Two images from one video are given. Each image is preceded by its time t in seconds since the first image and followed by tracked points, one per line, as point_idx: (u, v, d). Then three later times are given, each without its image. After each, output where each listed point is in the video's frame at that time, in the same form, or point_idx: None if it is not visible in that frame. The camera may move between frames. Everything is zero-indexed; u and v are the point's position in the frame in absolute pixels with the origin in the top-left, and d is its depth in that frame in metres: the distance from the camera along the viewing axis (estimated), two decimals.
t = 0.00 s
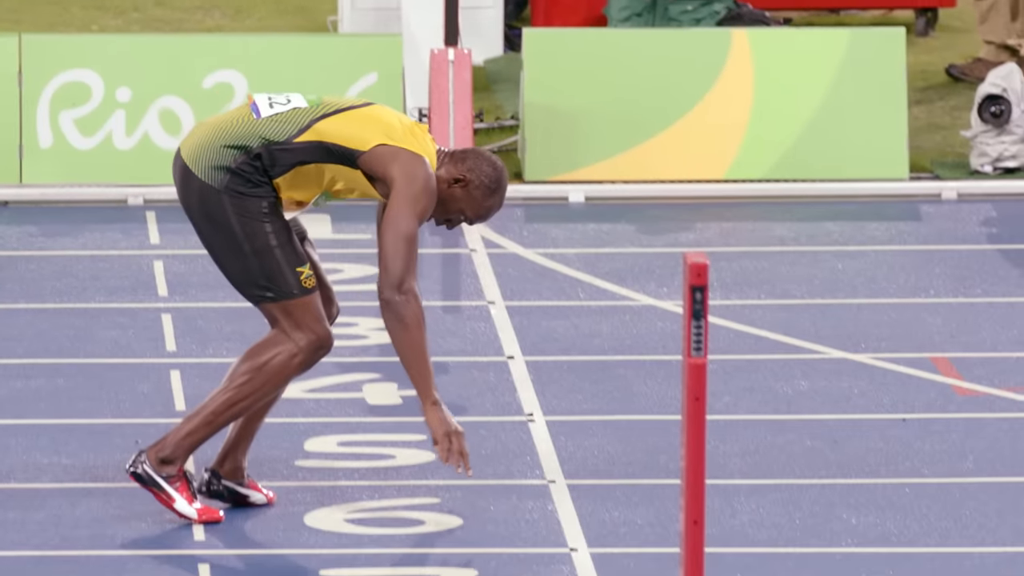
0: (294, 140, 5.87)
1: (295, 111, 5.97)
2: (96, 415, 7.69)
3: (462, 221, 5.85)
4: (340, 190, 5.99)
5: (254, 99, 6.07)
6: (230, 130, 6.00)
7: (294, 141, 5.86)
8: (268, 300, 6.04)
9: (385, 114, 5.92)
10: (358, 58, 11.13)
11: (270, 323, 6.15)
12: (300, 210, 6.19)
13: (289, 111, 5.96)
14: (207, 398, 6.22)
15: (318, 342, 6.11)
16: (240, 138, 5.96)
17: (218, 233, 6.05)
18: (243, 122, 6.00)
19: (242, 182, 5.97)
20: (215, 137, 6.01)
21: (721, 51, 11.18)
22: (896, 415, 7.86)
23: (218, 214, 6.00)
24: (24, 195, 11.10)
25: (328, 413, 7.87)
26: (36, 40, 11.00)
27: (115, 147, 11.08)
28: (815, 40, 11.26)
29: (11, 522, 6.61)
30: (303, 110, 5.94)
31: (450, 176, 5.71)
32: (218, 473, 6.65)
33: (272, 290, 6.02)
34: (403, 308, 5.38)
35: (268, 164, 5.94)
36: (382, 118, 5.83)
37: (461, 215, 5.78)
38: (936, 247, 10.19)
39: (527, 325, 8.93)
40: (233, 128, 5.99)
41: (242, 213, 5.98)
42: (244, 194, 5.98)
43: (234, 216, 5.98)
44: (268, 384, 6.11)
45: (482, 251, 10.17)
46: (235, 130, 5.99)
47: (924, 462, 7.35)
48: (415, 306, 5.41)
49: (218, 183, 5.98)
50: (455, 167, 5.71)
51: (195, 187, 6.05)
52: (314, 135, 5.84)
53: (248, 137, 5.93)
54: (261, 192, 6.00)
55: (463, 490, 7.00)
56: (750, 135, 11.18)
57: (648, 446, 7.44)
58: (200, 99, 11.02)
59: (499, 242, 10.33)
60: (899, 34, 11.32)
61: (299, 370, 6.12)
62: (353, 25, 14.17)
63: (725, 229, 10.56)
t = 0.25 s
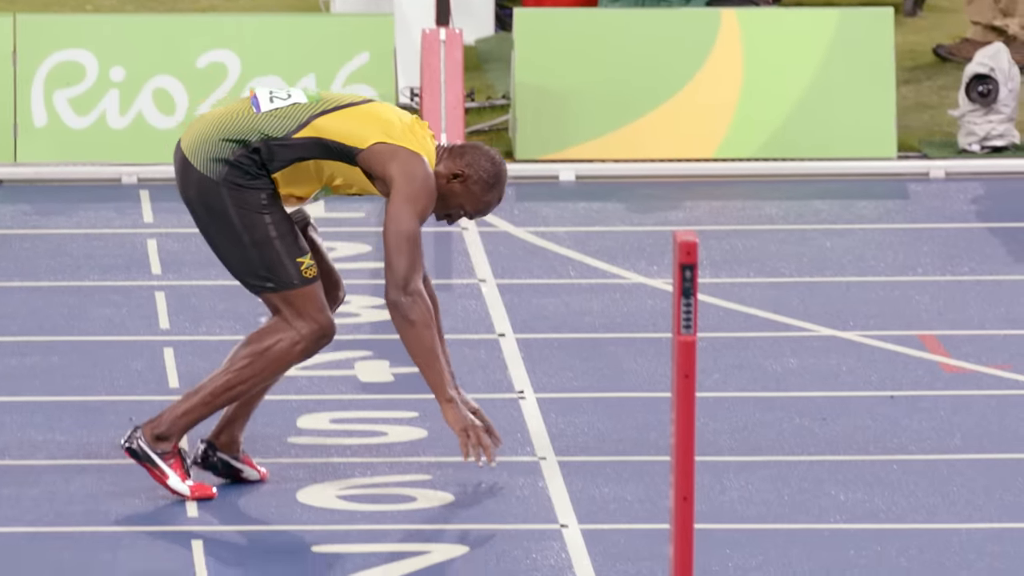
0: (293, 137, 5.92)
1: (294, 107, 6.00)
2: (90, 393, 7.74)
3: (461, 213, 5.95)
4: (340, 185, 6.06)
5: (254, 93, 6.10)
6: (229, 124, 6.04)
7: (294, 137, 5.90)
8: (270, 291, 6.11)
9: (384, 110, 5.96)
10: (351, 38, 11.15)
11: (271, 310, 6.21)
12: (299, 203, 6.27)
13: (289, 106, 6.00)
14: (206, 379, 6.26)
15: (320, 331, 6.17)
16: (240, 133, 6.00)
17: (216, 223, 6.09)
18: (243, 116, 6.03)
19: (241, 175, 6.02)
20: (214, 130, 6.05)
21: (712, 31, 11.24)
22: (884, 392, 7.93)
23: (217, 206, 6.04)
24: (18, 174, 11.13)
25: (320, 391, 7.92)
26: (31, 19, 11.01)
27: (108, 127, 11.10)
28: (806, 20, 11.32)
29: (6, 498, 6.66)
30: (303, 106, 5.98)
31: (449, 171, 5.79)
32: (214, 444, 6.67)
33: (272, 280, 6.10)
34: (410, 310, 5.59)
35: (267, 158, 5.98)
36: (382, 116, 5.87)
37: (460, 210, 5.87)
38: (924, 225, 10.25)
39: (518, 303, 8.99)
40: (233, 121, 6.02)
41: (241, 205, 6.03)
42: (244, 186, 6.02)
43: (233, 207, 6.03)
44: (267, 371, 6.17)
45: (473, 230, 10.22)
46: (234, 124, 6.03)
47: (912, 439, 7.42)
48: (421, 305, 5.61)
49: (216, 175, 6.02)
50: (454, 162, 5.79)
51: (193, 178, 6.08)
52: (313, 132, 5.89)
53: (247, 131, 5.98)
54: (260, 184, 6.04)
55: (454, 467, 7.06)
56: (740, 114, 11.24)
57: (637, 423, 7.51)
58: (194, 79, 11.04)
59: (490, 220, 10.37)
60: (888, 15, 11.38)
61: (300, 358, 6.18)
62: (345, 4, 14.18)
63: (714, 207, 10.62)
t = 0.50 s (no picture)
0: (293, 137, 6.01)
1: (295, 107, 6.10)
2: (81, 374, 7.79)
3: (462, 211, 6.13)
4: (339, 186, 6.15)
5: (255, 92, 6.20)
6: (230, 121, 6.12)
7: (294, 136, 6.00)
8: (272, 285, 6.18)
9: (385, 112, 6.09)
10: (340, 21, 11.19)
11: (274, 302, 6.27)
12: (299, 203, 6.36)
13: (289, 106, 6.10)
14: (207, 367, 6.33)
15: (323, 326, 6.22)
16: (240, 131, 6.09)
17: (217, 219, 6.16)
18: (243, 114, 6.12)
19: (241, 171, 6.09)
20: (215, 127, 6.13)
21: (698, 13, 11.26)
22: (868, 373, 8.01)
23: (218, 202, 6.11)
24: (10, 156, 11.17)
25: (310, 372, 7.99)
26: (22, 3, 11.04)
27: (99, 110, 11.14)
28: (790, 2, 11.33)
29: None
30: (303, 107, 6.08)
31: (449, 171, 5.97)
32: (208, 419, 6.72)
33: (273, 274, 6.16)
34: (412, 314, 5.81)
35: (266, 156, 6.06)
36: (382, 120, 6.01)
37: (460, 208, 6.06)
38: (909, 207, 10.32)
39: (505, 285, 9.05)
40: (234, 119, 6.11)
41: (242, 201, 6.10)
42: (244, 182, 6.09)
43: (233, 203, 6.10)
44: (269, 361, 6.22)
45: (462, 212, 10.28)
46: (235, 122, 6.11)
47: (896, 420, 7.49)
48: (424, 309, 5.83)
49: (216, 172, 6.09)
50: (454, 162, 5.97)
51: (194, 175, 6.16)
52: (313, 133, 5.99)
53: (248, 129, 6.06)
54: (260, 180, 6.11)
55: (442, 447, 7.13)
56: (725, 96, 11.29)
57: (624, 404, 7.58)
58: (184, 62, 11.08)
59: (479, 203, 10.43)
60: None
61: (303, 350, 6.23)
62: None
63: (700, 190, 10.68)
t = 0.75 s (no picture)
0: (298, 136, 6.16)
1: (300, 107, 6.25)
2: (71, 357, 7.81)
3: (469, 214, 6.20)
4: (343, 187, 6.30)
5: (262, 91, 6.35)
6: (236, 119, 6.27)
7: (299, 137, 6.15)
8: (276, 281, 6.35)
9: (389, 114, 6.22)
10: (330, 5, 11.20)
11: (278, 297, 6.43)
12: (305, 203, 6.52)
13: (294, 106, 6.25)
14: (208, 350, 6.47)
15: (326, 322, 6.39)
16: (245, 129, 6.23)
17: (221, 215, 6.33)
18: (249, 113, 6.27)
19: (246, 169, 6.25)
20: (221, 125, 6.28)
21: None
22: (855, 356, 8.05)
23: (223, 200, 6.28)
24: None
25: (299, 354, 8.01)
26: None
27: (89, 94, 11.14)
28: None
29: None
30: (309, 107, 6.23)
31: (453, 172, 6.05)
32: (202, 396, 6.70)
33: (278, 272, 6.33)
34: (414, 321, 5.84)
35: (271, 156, 6.22)
36: (386, 120, 6.13)
37: (465, 209, 6.13)
38: (896, 191, 10.35)
39: (493, 268, 9.08)
40: (239, 118, 6.26)
41: (246, 198, 6.26)
42: (248, 180, 6.25)
43: (238, 200, 6.26)
44: (272, 352, 6.39)
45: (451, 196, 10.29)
46: (241, 120, 6.26)
47: (883, 402, 7.53)
48: (426, 315, 5.86)
49: (222, 169, 6.26)
50: (457, 163, 6.05)
51: (200, 173, 6.33)
52: (317, 133, 6.14)
53: (254, 128, 6.22)
54: (264, 178, 6.27)
55: (431, 430, 7.17)
56: (713, 80, 11.31)
57: (611, 386, 7.61)
58: (174, 46, 11.08)
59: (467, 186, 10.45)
60: None
61: (305, 345, 6.40)
62: None
63: (688, 173, 10.71)
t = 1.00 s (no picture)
0: (309, 141, 6.17)
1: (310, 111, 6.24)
2: (61, 343, 7.81)
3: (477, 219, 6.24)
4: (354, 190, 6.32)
5: (273, 93, 6.33)
6: (246, 122, 6.26)
7: (310, 142, 6.16)
8: (282, 285, 6.32)
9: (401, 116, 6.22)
10: None
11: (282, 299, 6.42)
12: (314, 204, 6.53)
13: (305, 109, 6.24)
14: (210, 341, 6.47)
15: (330, 327, 6.38)
16: (256, 132, 6.23)
17: (229, 217, 6.31)
18: (259, 116, 6.26)
19: (255, 172, 6.24)
20: (231, 126, 6.27)
21: None
22: (846, 342, 8.06)
23: (231, 202, 6.27)
24: None
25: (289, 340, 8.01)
26: None
27: (79, 80, 11.11)
28: None
29: None
30: (319, 112, 6.22)
31: (462, 177, 6.08)
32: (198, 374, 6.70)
33: (284, 276, 6.31)
34: (405, 322, 5.97)
35: (282, 160, 6.22)
36: (397, 125, 6.14)
37: (474, 215, 6.17)
38: (886, 177, 10.36)
39: (483, 255, 9.08)
40: (250, 120, 6.25)
41: (254, 200, 6.25)
42: (257, 182, 6.24)
43: (247, 202, 6.24)
44: (274, 350, 6.38)
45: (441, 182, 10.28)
46: (251, 123, 6.25)
47: (873, 389, 7.55)
48: (418, 318, 5.98)
49: (231, 171, 6.24)
50: (467, 168, 6.07)
51: (208, 174, 6.31)
52: (328, 139, 6.15)
53: (264, 131, 6.21)
54: (273, 181, 6.26)
55: (421, 416, 7.17)
56: (703, 66, 11.31)
57: (601, 373, 7.62)
58: (164, 33, 11.06)
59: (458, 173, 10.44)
60: None
61: (307, 348, 6.39)
62: None
63: (678, 160, 10.71)
